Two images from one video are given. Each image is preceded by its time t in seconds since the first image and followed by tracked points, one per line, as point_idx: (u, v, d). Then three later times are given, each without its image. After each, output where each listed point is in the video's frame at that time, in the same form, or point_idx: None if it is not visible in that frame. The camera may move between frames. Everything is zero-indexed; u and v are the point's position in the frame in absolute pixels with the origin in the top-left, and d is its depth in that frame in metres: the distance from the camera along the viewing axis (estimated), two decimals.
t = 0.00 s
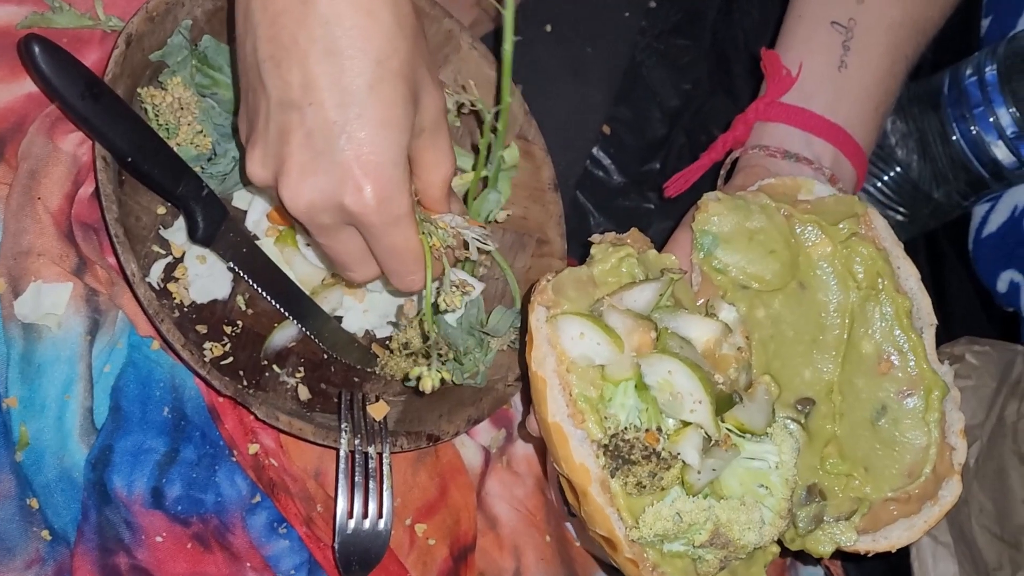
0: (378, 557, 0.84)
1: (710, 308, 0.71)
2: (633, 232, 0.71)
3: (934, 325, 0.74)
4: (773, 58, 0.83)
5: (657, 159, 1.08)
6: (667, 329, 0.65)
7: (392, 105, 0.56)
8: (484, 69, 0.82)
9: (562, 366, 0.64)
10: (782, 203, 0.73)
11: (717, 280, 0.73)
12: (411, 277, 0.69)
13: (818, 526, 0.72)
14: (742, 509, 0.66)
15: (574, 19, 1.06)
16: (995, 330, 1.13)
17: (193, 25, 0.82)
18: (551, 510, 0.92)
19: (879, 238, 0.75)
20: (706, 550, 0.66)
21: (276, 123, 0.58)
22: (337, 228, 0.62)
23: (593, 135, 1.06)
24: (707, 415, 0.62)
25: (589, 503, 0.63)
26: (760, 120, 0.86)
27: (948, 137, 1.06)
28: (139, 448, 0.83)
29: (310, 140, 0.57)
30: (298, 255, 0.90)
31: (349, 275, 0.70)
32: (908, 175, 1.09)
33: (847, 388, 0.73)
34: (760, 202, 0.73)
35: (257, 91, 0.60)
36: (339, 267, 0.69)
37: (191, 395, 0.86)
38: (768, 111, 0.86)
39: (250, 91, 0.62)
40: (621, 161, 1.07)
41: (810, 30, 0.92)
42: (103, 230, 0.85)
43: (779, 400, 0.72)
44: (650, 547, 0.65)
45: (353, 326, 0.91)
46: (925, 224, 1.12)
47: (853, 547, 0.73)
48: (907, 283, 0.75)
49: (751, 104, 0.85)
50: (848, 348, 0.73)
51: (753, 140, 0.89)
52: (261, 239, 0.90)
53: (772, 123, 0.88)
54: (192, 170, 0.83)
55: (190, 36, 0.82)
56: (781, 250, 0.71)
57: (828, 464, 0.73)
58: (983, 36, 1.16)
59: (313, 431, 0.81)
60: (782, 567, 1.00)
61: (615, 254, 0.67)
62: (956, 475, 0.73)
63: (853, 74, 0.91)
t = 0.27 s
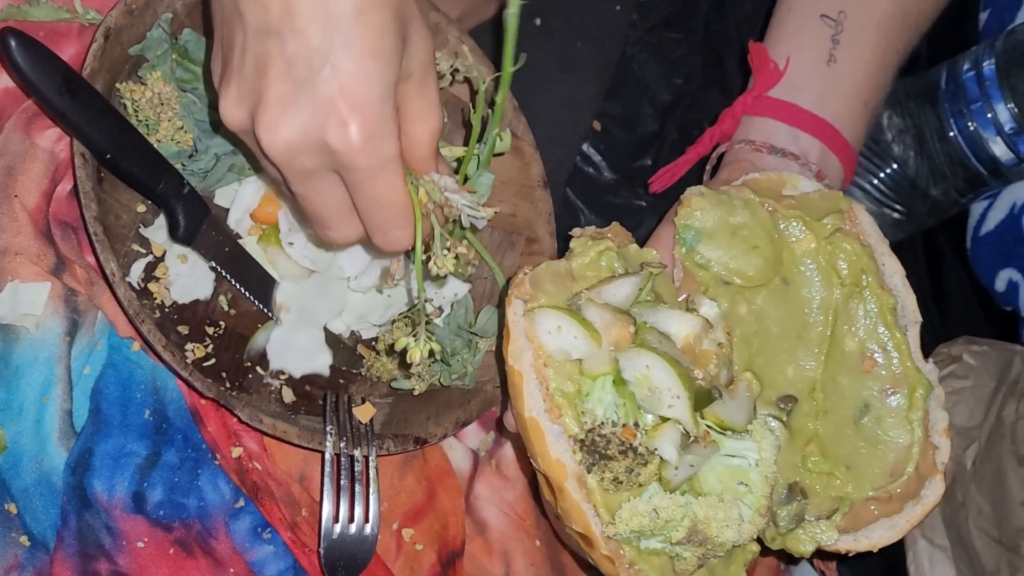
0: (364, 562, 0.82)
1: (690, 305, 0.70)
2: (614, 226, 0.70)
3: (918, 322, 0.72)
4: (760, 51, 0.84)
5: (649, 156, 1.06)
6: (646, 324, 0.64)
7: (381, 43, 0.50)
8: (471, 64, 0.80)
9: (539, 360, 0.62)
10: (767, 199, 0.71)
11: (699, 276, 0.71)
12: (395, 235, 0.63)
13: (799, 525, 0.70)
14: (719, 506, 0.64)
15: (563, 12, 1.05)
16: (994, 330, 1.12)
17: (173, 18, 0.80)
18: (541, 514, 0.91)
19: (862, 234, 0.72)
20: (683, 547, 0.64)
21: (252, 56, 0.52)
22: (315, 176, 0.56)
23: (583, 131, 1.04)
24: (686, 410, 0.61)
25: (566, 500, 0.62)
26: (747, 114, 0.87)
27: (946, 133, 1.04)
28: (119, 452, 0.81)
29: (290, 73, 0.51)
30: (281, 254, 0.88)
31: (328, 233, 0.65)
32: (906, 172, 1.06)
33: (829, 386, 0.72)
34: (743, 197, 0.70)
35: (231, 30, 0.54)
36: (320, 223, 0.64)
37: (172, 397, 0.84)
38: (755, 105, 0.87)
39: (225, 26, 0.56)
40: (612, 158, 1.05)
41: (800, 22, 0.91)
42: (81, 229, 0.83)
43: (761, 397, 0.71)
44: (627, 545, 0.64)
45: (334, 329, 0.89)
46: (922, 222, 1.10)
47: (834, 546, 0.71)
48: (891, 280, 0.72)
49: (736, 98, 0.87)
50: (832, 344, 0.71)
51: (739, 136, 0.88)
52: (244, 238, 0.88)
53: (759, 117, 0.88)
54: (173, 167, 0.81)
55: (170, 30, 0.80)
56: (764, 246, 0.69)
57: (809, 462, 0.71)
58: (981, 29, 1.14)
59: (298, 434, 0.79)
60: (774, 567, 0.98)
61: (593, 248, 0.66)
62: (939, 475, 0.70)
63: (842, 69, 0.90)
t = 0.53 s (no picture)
0: (356, 566, 0.81)
1: (668, 310, 0.69)
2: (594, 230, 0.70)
3: (900, 326, 0.73)
4: (750, 50, 0.86)
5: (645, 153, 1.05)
6: (623, 329, 0.64)
7: None
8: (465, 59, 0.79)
9: (514, 366, 0.63)
10: (749, 202, 0.71)
11: (679, 279, 0.70)
12: (456, 209, 0.52)
13: (776, 531, 0.70)
14: (693, 513, 0.65)
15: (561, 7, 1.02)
16: (997, 331, 1.09)
17: (161, 13, 0.78)
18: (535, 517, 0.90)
19: (845, 238, 0.73)
20: (658, 554, 0.65)
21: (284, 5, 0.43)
22: (365, 145, 0.46)
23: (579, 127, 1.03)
24: (661, 418, 0.60)
25: (540, 505, 0.63)
26: (733, 114, 0.89)
27: (947, 130, 1.04)
28: (105, 455, 0.79)
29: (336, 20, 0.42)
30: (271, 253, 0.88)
31: (377, 219, 0.54)
32: (907, 169, 1.06)
33: (810, 392, 0.71)
34: (726, 200, 0.70)
35: None
36: (366, 204, 0.53)
37: (160, 399, 0.83)
38: (742, 104, 0.89)
39: None
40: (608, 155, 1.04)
41: (791, 20, 0.91)
42: (67, 227, 0.82)
43: (740, 402, 0.70)
44: (601, 550, 0.64)
45: (317, 336, 0.87)
46: (924, 220, 1.08)
47: (811, 551, 0.72)
48: (874, 285, 0.73)
49: (723, 99, 0.90)
50: (813, 349, 0.71)
51: (727, 136, 0.90)
52: (234, 236, 0.87)
53: (745, 118, 0.89)
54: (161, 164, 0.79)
55: (157, 25, 0.78)
56: (745, 250, 0.68)
57: (788, 468, 0.70)
58: (982, 25, 1.12)
59: (288, 437, 0.78)
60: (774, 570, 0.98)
61: (572, 253, 0.65)
62: (917, 481, 0.71)
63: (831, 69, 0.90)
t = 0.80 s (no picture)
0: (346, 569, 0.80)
1: (650, 307, 0.68)
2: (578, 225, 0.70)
3: (884, 327, 0.71)
4: (739, 44, 0.85)
5: (639, 150, 1.04)
6: (603, 327, 0.64)
7: None
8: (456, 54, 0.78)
9: (493, 362, 0.63)
10: (734, 198, 0.69)
11: (662, 276, 0.69)
12: (505, 169, 0.49)
13: (755, 530, 0.70)
14: (671, 512, 0.64)
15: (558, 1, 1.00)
16: (996, 328, 1.08)
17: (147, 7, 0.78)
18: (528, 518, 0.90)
19: (830, 237, 0.71)
20: (635, 553, 0.64)
21: None
22: (407, 109, 0.44)
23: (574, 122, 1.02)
24: (639, 416, 0.60)
25: (517, 502, 0.63)
26: (722, 109, 0.87)
27: (945, 126, 1.02)
28: (91, 456, 0.78)
29: None
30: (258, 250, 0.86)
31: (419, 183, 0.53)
32: (904, 165, 1.05)
33: (791, 390, 0.70)
34: (710, 195, 0.68)
35: None
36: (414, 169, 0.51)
37: (147, 399, 0.82)
38: (731, 100, 0.87)
39: None
40: (602, 151, 1.03)
41: (782, 13, 0.91)
42: (52, 225, 0.80)
43: (722, 401, 0.69)
44: (578, 549, 0.64)
45: (308, 336, 0.85)
46: (921, 217, 1.07)
47: (790, 553, 0.71)
48: (857, 284, 0.72)
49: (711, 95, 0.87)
50: (796, 348, 0.70)
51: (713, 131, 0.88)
52: (222, 235, 0.85)
53: (734, 113, 0.88)
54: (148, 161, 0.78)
55: (144, 19, 0.78)
56: (729, 248, 0.67)
57: (768, 468, 0.70)
58: (982, 19, 1.12)
59: (276, 438, 0.77)
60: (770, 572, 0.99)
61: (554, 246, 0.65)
62: (900, 482, 0.70)
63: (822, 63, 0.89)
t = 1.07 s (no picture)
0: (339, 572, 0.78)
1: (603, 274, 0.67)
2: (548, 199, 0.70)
3: (847, 295, 0.73)
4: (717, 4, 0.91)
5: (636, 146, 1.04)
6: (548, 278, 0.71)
7: None
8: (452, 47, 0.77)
9: (437, 296, 0.66)
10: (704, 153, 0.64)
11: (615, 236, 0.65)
12: (680, 265, 0.44)
13: (701, 496, 0.70)
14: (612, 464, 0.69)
15: None
16: (1001, 328, 1.08)
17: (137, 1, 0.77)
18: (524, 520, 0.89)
19: (798, 199, 0.72)
20: (570, 505, 0.68)
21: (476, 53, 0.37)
22: (588, 208, 0.41)
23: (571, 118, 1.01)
24: (583, 360, 0.68)
25: (451, 442, 0.65)
26: (696, 70, 0.94)
27: (949, 122, 1.00)
28: (80, 458, 0.77)
29: (548, 61, 0.36)
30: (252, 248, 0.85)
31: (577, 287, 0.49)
32: (908, 163, 1.03)
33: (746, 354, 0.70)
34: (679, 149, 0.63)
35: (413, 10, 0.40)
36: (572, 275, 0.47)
37: (137, 400, 0.80)
38: (707, 61, 0.93)
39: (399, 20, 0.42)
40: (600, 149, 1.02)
41: None
42: (40, 222, 0.79)
43: (672, 360, 0.71)
44: (511, 496, 0.67)
45: (302, 336, 0.84)
46: (925, 214, 1.06)
47: (736, 520, 0.72)
48: (824, 250, 0.72)
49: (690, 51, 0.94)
50: (756, 313, 0.70)
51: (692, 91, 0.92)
52: (212, 232, 0.84)
53: (710, 75, 0.93)
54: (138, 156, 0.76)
55: (134, 13, 0.76)
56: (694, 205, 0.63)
57: (717, 433, 0.71)
58: (987, 12, 1.11)
59: (269, 439, 0.75)
60: None
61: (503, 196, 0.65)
62: (853, 456, 0.72)
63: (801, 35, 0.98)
